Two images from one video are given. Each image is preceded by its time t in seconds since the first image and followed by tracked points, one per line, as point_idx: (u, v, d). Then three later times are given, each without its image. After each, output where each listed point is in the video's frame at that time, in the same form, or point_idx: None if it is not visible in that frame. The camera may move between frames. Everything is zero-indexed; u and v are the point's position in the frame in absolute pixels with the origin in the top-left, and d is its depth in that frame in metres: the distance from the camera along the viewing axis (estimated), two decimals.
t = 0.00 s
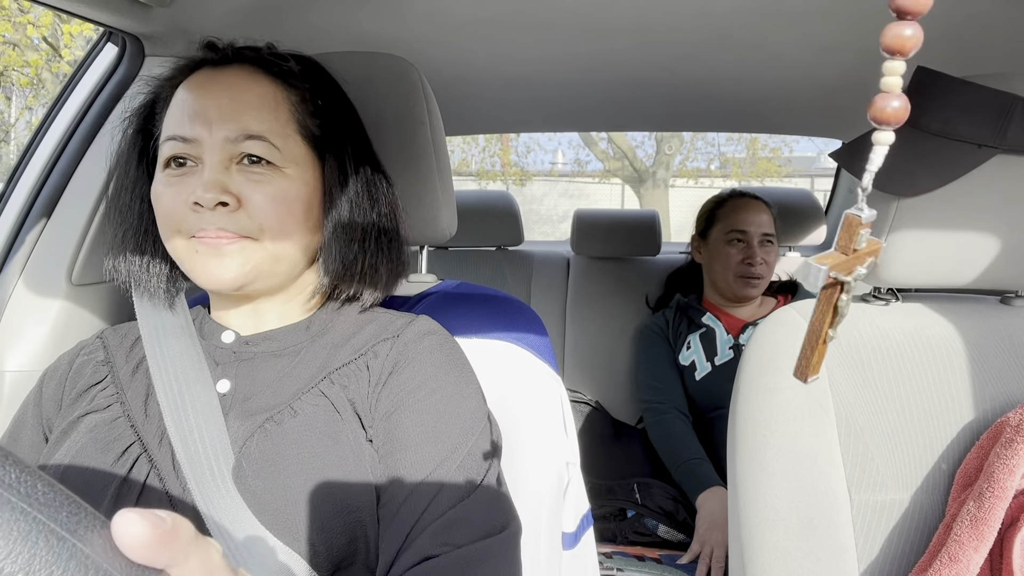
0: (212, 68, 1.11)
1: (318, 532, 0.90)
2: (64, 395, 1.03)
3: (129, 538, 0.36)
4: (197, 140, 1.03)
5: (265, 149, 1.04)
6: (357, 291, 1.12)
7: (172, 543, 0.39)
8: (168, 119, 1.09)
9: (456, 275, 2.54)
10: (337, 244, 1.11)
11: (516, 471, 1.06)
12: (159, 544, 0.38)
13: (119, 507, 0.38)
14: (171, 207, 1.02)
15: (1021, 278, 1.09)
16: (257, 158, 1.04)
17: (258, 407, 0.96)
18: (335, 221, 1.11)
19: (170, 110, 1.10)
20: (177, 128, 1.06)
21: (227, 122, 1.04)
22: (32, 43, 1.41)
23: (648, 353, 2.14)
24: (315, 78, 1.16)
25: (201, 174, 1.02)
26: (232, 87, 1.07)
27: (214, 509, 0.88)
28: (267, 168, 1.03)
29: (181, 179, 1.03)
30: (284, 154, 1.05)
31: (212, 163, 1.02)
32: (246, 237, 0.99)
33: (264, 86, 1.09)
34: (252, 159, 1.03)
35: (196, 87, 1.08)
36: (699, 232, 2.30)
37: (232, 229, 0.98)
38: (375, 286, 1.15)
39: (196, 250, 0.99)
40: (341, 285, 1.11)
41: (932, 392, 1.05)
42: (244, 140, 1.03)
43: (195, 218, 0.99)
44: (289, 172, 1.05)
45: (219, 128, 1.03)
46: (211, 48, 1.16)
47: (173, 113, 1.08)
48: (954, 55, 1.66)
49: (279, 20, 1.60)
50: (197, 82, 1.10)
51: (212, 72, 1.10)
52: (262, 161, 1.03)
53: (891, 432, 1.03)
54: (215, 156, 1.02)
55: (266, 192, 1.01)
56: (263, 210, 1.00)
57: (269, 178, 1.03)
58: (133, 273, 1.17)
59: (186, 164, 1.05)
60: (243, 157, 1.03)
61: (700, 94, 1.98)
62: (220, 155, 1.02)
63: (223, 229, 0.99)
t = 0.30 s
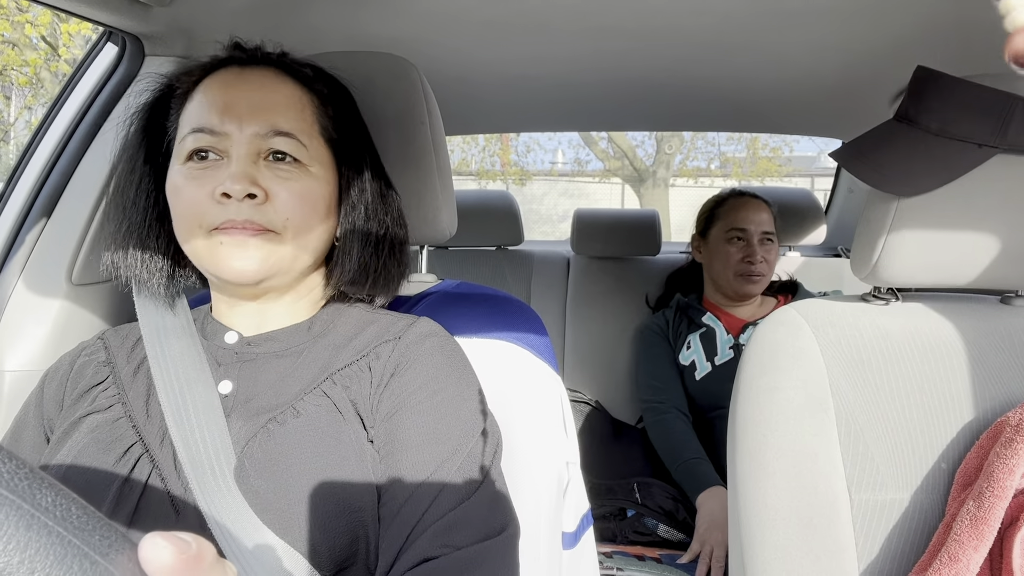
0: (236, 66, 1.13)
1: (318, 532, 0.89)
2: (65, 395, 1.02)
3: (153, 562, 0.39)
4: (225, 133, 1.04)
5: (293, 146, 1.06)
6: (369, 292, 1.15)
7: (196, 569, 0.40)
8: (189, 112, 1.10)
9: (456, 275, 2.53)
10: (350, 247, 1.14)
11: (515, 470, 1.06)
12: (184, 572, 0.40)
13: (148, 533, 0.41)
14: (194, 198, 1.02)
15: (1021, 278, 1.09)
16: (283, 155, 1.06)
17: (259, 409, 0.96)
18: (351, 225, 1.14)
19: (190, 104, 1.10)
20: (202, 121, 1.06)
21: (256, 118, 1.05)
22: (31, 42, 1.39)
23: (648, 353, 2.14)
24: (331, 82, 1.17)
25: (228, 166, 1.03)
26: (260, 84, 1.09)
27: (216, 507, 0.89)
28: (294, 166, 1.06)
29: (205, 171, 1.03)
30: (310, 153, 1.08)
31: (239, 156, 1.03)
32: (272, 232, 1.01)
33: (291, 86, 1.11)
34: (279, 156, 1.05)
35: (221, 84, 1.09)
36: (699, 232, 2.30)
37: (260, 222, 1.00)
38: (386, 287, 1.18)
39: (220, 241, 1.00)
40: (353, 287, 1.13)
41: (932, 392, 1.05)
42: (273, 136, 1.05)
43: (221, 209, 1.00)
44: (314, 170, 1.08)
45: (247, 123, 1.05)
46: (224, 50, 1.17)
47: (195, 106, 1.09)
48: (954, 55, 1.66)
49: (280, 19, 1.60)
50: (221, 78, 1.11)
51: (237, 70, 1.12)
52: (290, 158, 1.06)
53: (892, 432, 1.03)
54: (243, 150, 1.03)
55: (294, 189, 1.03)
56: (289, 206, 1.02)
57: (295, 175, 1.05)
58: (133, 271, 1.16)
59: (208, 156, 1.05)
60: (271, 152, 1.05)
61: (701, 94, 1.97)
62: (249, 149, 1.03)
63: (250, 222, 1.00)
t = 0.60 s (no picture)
0: (261, 70, 1.14)
1: (318, 533, 0.89)
2: (63, 397, 1.02)
3: (148, 560, 0.39)
4: (263, 134, 1.05)
5: (326, 150, 1.10)
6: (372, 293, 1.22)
7: (194, 568, 0.40)
8: (214, 111, 1.09)
9: (457, 275, 2.54)
10: (359, 252, 1.21)
11: (515, 470, 1.06)
12: (181, 570, 0.40)
13: (145, 531, 0.41)
14: (230, 196, 1.01)
15: (1021, 278, 1.09)
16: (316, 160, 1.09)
17: (259, 409, 0.96)
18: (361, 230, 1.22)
19: (214, 103, 1.10)
20: (235, 120, 1.06)
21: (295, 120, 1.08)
22: (26, 40, 1.44)
23: (648, 353, 2.14)
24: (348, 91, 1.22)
25: (266, 165, 1.03)
26: (292, 90, 1.12)
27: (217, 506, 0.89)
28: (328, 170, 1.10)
29: (241, 169, 1.03)
30: (338, 161, 1.12)
31: (279, 158, 1.05)
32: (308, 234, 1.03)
33: (319, 95, 1.15)
34: (312, 159, 1.09)
35: (254, 85, 1.11)
36: (699, 233, 2.30)
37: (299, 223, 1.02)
38: (387, 289, 1.25)
39: (258, 240, 1.00)
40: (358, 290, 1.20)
41: (932, 392, 1.05)
42: (311, 139, 1.08)
43: (263, 207, 1.00)
44: (342, 177, 1.12)
45: (286, 125, 1.07)
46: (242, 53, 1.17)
47: (223, 106, 1.08)
48: (955, 55, 1.66)
49: (280, 19, 1.60)
50: (250, 79, 1.12)
51: (264, 74, 1.13)
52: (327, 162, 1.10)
53: (891, 432, 1.03)
54: (282, 150, 1.05)
55: (329, 194, 1.07)
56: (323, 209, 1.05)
57: (328, 180, 1.08)
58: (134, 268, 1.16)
59: (241, 155, 1.04)
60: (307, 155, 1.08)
61: (701, 94, 1.97)
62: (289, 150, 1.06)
63: (290, 223, 1.01)
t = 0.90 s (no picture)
0: (273, 72, 1.14)
1: (318, 534, 0.89)
2: (63, 399, 1.02)
3: (147, 558, 0.39)
4: (282, 138, 1.05)
5: (340, 155, 1.11)
6: (372, 297, 1.23)
7: (192, 565, 0.40)
8: (229, 112, 1.08)
9: (457, 275, 2.53)
10: (361, 254, 1.23)
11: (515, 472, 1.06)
12: (178, 568, 0.40)
13: (143, 529, 0.41)
14: (251, 200, 1.00)
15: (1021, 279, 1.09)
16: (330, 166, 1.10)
17: (259, 412, 0.96)
18: (363, 232, 1.24)
19: (229, 104, 1.09)
20: (253, 123, 1.06)
21: (313, 126, 1.09)
22: (21, 37, 1.41)
23: (648, 353, 2.14)
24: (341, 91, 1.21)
25: (285, 169, 1.04)
26: (308, 94, 1.12)
27: (216, 507, 0.89)
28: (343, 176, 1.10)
29: (260, 171, 1.03)
30: (350, 167, 1.13)
31: (298, 163, 1.05)
32: (325, 240, 1.03)
33: (332, 100, 1.16)
34: (326, 164, 1.10)
35: (271, 87, 1.10)
36: (699, 232, 2.30)
37: (317, 228, 1.02)
38: (387, 290, 1.26)
39: (278, 246, 1.00)
40: (359, 293, 1.21)
41: (932, 393, 1.05)
42: (328, 145, 1.09)
43: (283, 212, 1.00)
44: (353, 183, 1.13)
45: (305, 129, 1.07)
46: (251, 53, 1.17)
47: (239, 107, 1.08)
48: (956, 55, 1.66)
49: (280, 19, 1.60)
50: (265, 81, 1.11)
51: (277, 76, 1.13)
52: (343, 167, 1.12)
53: (891, 433, 1.03)
54: (301, 155, 1.06)
55: (344, 200, 1.08)
56: (338, 215, 1.06)
57: (342, 185, 1.09)
58: (138, 270, 1.15)
59: (259, 158, 1.04)
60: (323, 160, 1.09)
61: (702, 94, 1.97)
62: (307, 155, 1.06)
63: (309, 228, 1.02)
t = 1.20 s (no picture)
0: (273, 70, 1.14)
1: (319, 536, 0.90)
2: (62, 402, 1.02)
3: (147, 558, 0.39)
4: (282, 137, 1.05)
5: (341, 155, 1.11)
6: (371, 296, 1.23)
7: (193, 566, 0.40)
8: (229, 111, 1.08)
9: (456, 275, 2.54)
10: (361, 253, 1.22)
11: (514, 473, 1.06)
12: (179, 568, 0.40)
13: (143, 530, 0.41)
14: (251, 200, 1.00)
15: (1021, 279, 1.09)
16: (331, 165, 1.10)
17: (260, 414, 0.96)
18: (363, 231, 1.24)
19: (229, 103, 1.09)
20: (253, 122, 1.06)
21: (314, 125, 1.09)
22: (14, 35, 1.38)
23: (648, 353, 2.14)
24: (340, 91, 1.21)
25: (286, 168, 1.04)
26: (308, 93, 1.12)
27: (217, 509, 0.89)
28: (343, 176, 1.11)
29: (260, 171, 1.03)
30: (350, 167, 1.13)
31: (298, 162, 1.05)
32: (325, 240, 1.04)
33: (332, 99, 1.16)
34: (327, 164, 1.10)
35: (271, 86, 1.10)
36: (699, 232, 2.30)
37: (318, 228, 1.02)
38: (388, 290, 1.26)
39: (278, 246, 1.00)
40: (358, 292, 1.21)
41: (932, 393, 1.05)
42: (328, 144, 1.09)
43: (284, 212, 1.00)
44: (354, 183, 1.13)
45: (305, 128, 1.07)
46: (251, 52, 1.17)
47: (239, 106, 1.08)
48: (957, 56, 1.66)
49: (280, 19, 1.60)
50: (266, 80, 1.11)
51: (277, 74, 1.13)
52: (343, 167, 1.12)
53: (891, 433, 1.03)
54: (301, 154, 1.06)
55: (344, 200, 1.08)
56: (339, 215, 1.06)
57: (343, 185, 1.09)
58: (138, 271, 1.15)
59: (259, 158, 1.04)
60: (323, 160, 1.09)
61: (702, 94, 1.97)
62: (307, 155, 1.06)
63: (309, 228, 1.02)
